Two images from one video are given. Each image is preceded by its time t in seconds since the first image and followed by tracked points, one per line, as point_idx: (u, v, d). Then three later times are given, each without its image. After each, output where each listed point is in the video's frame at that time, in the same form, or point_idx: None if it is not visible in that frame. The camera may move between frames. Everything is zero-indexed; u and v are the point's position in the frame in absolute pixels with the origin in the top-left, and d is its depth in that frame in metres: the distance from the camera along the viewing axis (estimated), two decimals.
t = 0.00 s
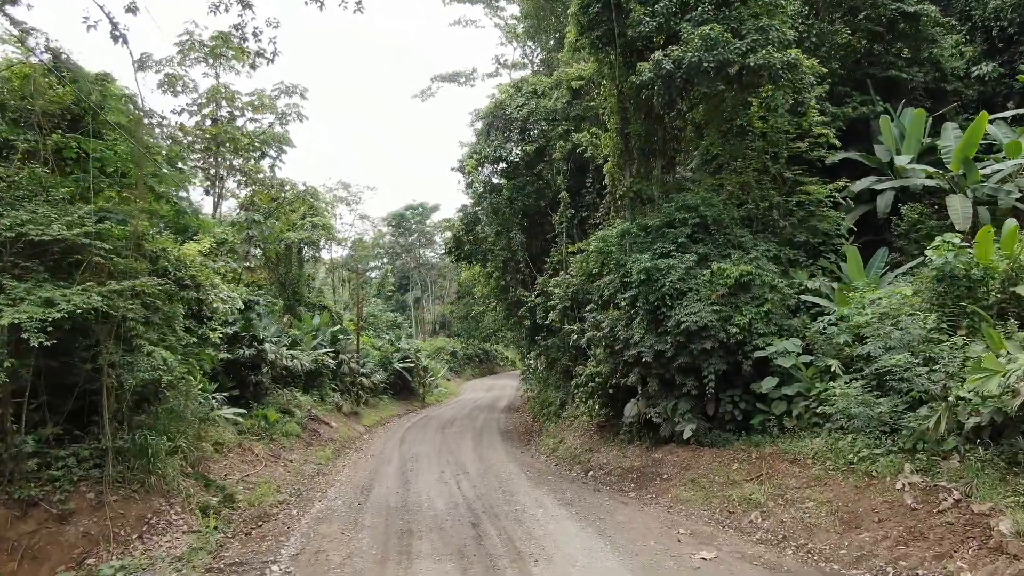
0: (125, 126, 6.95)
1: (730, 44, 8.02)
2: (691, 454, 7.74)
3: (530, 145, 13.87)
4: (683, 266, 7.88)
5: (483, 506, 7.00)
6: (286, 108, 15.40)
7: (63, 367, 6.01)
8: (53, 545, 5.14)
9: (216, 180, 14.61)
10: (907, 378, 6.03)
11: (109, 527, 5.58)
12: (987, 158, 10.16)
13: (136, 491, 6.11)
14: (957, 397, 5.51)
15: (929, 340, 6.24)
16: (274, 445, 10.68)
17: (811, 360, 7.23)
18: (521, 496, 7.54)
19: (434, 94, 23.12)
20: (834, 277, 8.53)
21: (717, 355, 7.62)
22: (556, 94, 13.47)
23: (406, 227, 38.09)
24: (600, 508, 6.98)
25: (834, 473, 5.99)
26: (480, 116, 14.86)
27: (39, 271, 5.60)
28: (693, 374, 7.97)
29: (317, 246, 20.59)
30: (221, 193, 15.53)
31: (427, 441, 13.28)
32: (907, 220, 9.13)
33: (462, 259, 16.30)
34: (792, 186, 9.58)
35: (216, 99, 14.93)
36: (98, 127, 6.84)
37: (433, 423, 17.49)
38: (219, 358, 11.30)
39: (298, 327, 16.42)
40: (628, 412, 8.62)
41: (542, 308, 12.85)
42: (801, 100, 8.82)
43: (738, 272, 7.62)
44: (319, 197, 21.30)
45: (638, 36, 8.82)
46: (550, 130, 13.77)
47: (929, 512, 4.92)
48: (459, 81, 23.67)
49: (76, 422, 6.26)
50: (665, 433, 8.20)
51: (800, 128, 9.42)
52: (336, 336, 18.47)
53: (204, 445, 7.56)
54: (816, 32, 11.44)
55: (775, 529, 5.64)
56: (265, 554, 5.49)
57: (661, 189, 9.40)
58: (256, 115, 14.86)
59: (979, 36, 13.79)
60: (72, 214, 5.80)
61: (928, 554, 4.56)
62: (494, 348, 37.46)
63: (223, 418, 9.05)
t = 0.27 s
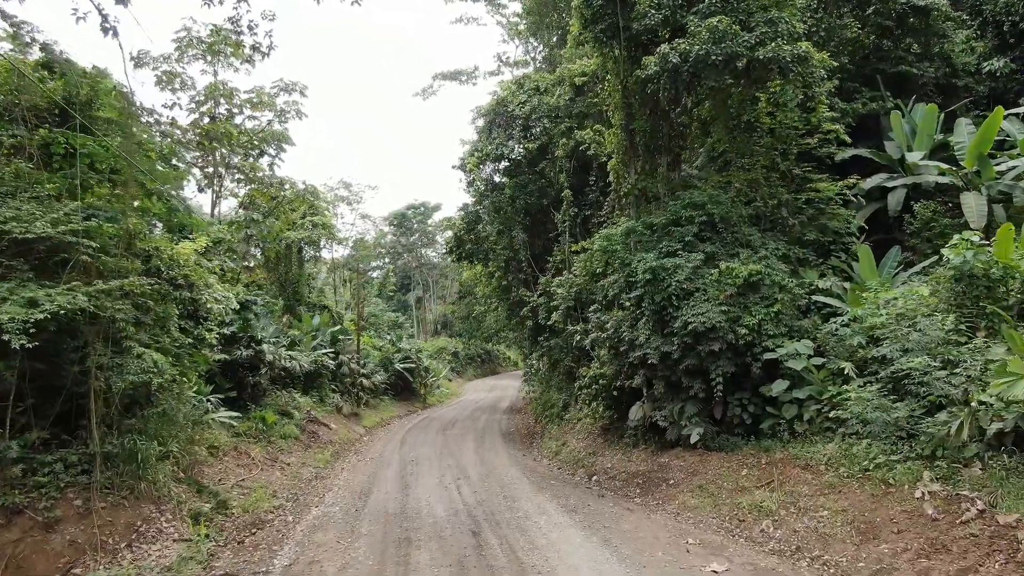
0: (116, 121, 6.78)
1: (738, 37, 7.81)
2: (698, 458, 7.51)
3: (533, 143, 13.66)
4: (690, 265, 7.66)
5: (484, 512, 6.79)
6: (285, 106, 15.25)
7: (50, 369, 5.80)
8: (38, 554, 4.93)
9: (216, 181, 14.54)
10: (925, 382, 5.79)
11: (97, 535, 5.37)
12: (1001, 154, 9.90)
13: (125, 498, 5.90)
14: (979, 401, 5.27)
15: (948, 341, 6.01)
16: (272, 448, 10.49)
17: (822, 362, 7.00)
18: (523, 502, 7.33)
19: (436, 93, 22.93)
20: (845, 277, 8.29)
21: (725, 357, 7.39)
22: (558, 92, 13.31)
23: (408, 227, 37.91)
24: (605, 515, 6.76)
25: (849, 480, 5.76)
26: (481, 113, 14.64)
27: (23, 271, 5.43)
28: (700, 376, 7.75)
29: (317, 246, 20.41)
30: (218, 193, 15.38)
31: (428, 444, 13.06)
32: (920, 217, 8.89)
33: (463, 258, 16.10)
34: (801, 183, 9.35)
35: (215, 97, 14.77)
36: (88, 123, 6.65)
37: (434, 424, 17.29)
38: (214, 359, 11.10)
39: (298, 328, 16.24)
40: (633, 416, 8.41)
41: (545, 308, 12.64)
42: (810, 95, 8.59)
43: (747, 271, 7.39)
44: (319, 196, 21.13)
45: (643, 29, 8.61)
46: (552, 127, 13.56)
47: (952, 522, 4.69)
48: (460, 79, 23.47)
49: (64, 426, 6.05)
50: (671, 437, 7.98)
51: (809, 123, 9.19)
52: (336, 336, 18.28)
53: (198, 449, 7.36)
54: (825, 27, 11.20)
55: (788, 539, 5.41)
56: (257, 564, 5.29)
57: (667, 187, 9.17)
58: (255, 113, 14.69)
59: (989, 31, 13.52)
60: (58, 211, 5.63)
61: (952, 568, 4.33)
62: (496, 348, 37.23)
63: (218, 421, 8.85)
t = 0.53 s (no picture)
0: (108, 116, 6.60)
1: (747, 30, 7.59)
2: (706, 464, 7.28)
3: (535, 140, 13.44)
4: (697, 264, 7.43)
5: (485, 520, 6.57)
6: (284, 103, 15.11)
7: (36, 372, 5.60)
8: (22, 564, 4.66)
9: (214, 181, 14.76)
10: (945, 386, 5.55)
11: (84, 544, 5.14)
12: (1016, 151, 9.63)
13: (113, 505, 5.68)
14: (1003, 406, 5.04)
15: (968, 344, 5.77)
16: (269, 451, 10.29)
17: (835, 364, 6.77)
18: (525, 508, 7.11)
19: (437, 91, 22.72)
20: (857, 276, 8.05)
21: (734, 359, 7.16)
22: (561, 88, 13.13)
23: (409, 226, 37.73)
24: (610, 523, 6.53)
25: (865, 488, 5.52)
26: (483, 110, 14.40)
27: (6, 269, 5.25)
28: (708, 378, 7.52)
29: (317, 245, 20.24)
30: (216, 192, 15.23)
31: (428, 446, 12.85)
32: (933, 215, 8.64)
33: (464, 257, 15.89)
34: (811, 180, 9.10)
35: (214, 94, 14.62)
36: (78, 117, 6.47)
37: (435, 426, 17.09)
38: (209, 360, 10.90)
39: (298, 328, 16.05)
40: (638, 420, 8.17)
41: (547, 308, 12.41)
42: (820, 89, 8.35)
43: (757, 270, 7.16)
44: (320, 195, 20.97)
45: (649, 22, 8.39)
46: (555, 125, 13.34)
47: (977, 535, 4.45)
48: (462, 77, 23.26)
49: (51, 430, 5.85)
50: (678, 441, 7.75)
51: (819, 119, 8.94)
52: (336, 336, 18.08)
53: (191, 453, 7.17)
54: (834, 21, 10.96)
55: (802, 551, 5.18)
56: None
57: (673, 184, 8.92)
58: (253, 110, 14.54)
59: (1001, 26, 13.23)
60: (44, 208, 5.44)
61: None
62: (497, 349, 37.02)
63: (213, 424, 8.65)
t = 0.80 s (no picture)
0: (98, 110, 6.40)
1: (757, 21, 7.35)
2: (714, 469, 7.04)
3: (538, 138, 13.21)
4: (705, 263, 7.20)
5: (486, 528, 6.36)
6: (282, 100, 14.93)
7: (20, 375, 5.41)
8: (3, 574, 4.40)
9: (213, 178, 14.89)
10: (966, 390, 5.31)
11: (70, 554, 4.91)
12: None
13: (101, 513, 5.45)
14: None
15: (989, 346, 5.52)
16: (266, 455, 10.09)
17: (849, 367, 6.52)
18: (527, 515, 6.89)
19: (438, 89, 22.49)
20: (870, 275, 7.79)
21: (743, 361, 6.93)
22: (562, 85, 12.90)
23: (411, 226, 37.52)
24: (615, 531, 6.31)
25: (883, 497, 5.28)
26: (485, 107, 14.16)
27: None
28: (717, 381, 7.28)
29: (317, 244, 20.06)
30: (214, 190, 15.05)
31: (429, 448, 12.64)
32: (948, 212, 8.37)
33: (466, 257, 15.67)
34: (822, 177, 8.85)
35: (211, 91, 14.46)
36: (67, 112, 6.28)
37: (436, 427, 16.87)
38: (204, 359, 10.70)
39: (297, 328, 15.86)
40: (644, 424, 7.94)
41: (550, 308, 12.18)
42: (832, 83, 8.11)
43: (767, 269, 6.92)
44: (320, 194, 20.78)
45: (655, 14, 8.16)
46: (558, 122, 13.12)
47: (1005, 548, 4.21)
48: (464, 75, 23.02)
49: (36, 435, 5.65)
50: (685, 445, 7.51)
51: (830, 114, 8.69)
52: (336, 337, 17.87)
53: (183, 458, 6.96)
54: (844, 15, 10.70)
55: (817, 563, 4.94)
56: None
57: (679, 181, 8.68)
58: (251, 107, 14.36)
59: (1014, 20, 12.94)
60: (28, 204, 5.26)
61: None
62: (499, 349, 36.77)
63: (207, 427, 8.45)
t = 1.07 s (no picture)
0: (86, 104, 6.19)
1: (767, 12, 7.12)
2: (723, 475, 6.81)
3: (540, 135, 12.99)
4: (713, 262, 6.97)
5: (487, 536, 6.14)
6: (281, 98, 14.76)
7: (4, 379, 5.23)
8: None
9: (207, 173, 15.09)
10: (991, 395, 5.05)
11: (53, 566, 4.70)
12: None
13: (87, 522, 5.25)
14: None
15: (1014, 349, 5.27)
16: (262, 459, 9.89)
17: (864, 370, 6.28)
18: (530, 523, 6.67)
19: (440, 87, 22.26)
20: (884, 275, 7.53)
21: (753, 364, 6.69)
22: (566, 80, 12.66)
23: (412, 225, 37.31)
24: (621, 540, 6.08)
25: (902, 506, 5.05)
26: (486, 104, 13.93)
27: None
28: (725, 384, 7.04)
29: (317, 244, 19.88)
30: (213, 188, 14.88)
31: (430, 451, 12.43)
32: (964, 210, 8.11)
33: (467, 256, 15.45)
34: (833, 174, 8.60)
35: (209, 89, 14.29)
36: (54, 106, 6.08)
37: (437, 429, 16.66)
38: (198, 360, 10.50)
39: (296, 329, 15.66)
40: (649, 428, 7.71)
41: (553, 309, 11.94)
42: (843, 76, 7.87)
43: (778, 268, 6.68)
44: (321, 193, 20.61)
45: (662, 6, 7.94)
46: (561, 119, 12.89)
47: None
48: (466, 73, 22.80)
49: (21, 440, 5.46)
50: (692, 451, 7.27)
51: (840, 108, 8.44)
52: (336, 337, 17.67)
53: (174, 464, 6.75)
54: (855, 8, 10.43)
55: None
56: None
57: (685, 177, 8.45)
58: (250, 105, 14.19)
59: None
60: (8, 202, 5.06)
61: None
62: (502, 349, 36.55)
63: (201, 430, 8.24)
